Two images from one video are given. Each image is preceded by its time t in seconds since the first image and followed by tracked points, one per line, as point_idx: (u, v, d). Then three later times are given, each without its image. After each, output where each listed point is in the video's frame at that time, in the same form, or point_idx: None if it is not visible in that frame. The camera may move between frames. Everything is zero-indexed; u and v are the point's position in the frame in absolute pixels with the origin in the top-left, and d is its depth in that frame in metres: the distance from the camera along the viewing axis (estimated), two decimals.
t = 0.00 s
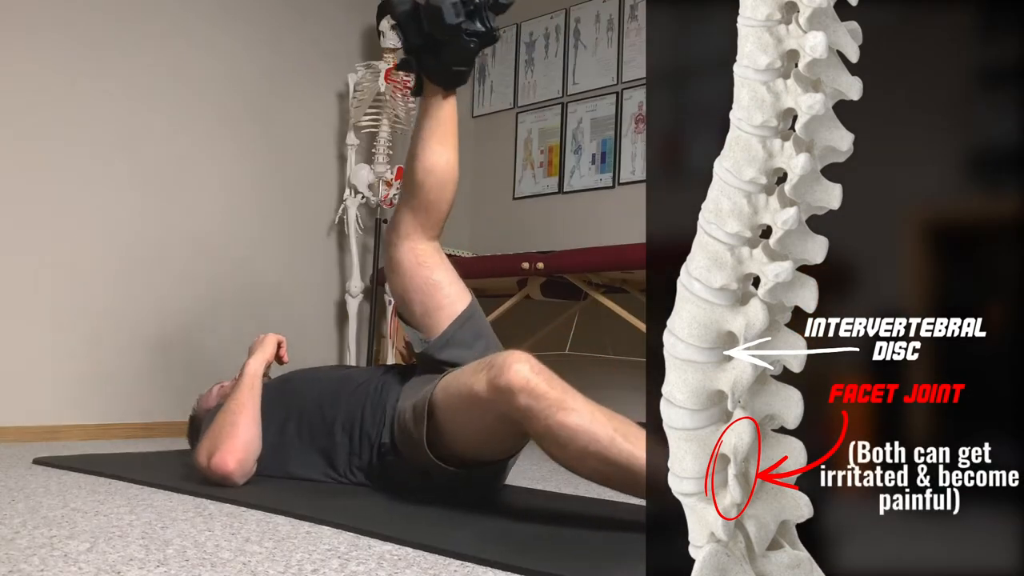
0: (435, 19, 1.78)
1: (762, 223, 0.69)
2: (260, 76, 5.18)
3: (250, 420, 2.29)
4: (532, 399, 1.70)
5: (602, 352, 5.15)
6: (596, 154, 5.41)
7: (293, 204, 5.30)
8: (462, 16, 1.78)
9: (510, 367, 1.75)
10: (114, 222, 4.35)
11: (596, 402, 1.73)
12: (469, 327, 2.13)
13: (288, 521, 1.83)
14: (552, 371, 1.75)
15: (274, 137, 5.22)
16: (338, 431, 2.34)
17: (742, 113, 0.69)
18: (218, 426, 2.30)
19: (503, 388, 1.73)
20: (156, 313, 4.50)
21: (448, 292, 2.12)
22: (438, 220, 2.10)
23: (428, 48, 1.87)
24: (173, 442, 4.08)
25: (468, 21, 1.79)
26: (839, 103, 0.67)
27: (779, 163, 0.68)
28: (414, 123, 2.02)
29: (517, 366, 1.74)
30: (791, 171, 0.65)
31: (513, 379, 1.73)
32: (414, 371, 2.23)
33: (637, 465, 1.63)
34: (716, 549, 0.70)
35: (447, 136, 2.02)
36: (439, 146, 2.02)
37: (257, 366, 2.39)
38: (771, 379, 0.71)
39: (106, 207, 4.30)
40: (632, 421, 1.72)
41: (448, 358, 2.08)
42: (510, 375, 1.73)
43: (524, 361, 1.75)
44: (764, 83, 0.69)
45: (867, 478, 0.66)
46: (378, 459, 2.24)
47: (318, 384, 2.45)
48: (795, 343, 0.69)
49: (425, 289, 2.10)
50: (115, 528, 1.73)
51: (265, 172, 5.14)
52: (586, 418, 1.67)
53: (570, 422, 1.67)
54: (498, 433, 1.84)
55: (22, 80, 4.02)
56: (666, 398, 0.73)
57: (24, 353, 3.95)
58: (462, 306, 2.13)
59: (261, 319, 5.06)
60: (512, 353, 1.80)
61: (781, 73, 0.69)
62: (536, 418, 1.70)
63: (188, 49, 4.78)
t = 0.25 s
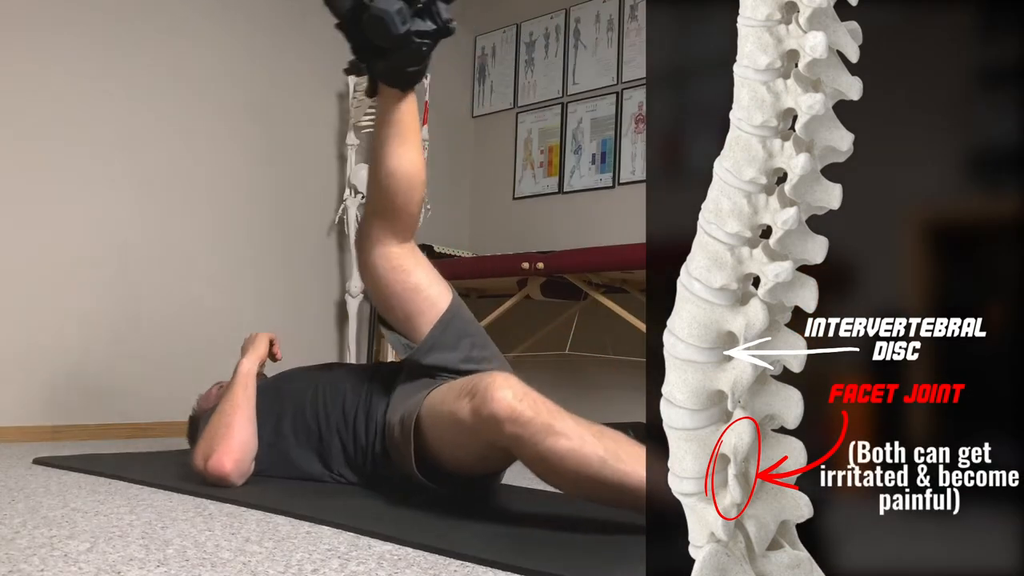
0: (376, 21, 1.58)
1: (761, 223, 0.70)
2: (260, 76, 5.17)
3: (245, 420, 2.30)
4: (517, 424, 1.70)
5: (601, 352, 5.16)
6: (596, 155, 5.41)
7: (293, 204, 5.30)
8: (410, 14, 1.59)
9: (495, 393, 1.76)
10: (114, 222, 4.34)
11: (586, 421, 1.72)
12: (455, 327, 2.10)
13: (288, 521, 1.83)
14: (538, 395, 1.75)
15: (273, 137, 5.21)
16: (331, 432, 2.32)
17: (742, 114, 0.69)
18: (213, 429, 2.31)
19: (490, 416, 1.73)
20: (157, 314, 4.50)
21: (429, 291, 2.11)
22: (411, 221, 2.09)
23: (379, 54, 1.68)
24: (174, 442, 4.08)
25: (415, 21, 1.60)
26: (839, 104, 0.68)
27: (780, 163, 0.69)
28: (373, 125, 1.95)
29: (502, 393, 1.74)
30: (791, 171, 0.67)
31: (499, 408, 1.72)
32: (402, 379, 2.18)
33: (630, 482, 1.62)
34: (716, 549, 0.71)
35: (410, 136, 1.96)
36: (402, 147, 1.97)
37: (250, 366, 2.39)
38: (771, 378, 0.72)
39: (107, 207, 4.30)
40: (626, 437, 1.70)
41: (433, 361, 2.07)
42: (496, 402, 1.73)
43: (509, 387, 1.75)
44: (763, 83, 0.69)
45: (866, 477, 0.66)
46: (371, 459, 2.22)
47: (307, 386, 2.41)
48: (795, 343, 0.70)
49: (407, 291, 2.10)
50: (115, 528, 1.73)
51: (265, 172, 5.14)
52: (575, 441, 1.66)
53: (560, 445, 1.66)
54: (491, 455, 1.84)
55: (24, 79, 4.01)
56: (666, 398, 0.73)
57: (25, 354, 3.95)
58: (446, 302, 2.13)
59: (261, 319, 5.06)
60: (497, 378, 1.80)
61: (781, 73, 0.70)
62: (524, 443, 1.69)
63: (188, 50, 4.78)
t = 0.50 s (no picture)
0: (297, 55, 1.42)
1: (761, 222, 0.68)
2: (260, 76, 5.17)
3: (239, 422, 2.30)
4: (506, 455, 1.68)
5: (601, 352, 5.15)
6: (596, 155, 5.41)
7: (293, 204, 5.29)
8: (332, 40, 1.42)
9: (479, 422, 1.72)
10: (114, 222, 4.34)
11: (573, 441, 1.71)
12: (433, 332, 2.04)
13: (289, 521, 1.83)
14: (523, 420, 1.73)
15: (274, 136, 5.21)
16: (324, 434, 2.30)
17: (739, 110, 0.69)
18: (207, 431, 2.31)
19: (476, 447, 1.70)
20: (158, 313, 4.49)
21: (404, 299, 2.06)
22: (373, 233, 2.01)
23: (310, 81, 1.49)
24: (175, 442, 4.07)
25: (339, 46, 1.43)
26: (839, 103, 0.65)
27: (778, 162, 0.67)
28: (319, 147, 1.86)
29: (487, 422, 1.71)
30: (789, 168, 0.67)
31: (484, 438, 1.70)
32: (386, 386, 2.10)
33: (623, 500, 1.62)
34: (716, 549, 0.69)
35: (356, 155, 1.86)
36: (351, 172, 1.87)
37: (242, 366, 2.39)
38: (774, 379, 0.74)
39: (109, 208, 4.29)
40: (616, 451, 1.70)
41: (416, 372, 1.98)
42: (482, 431, 1.70)
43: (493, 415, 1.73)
44: (762, 82, 0.68)
45: (866, 477, 0.69)
46: (363, 461, 2.21)
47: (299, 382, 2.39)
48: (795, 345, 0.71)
49: (381, 305, 2.04)
50: (115, 528, 1.73)
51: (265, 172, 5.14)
52: (566, 464, 1.65)
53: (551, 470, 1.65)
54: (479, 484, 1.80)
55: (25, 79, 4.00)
56: (666, 398, 0.73)
57: (27, 354, 3.94)
58: (424, 307, 2.08)
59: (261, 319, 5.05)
60: (481, 405, 1.77)
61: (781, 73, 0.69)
62: (513, 472, 1.67)
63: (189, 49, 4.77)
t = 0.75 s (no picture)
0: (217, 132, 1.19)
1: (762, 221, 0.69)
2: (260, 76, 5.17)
3: (237, 423, 2.30)
4: (497, 486, 1.62)
5: (601, 352, 5.15)
6: (596, 155, 5.42)
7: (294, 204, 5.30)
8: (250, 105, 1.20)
9: (467, 453, 1.66)
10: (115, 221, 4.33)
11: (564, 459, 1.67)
12: (410, 343, 1.93)
13: (289, 521, 1.83)
14: (510, 445, 1.68)
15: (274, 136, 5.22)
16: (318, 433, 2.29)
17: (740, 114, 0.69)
18: (206, 435, 2.32)
19: (465, 479, 1.65)
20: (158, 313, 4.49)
21: (377, 312, 1.91)
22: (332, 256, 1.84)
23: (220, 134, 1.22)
24: (174, 442, 4.07)
25: (257, 112, 1.21)
26: (840, 103, 0.67)
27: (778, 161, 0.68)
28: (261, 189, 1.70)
29: (473, 452, 1.65)
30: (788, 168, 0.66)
31: (472, 470, 1.64)
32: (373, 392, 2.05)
33: (618, 517, 1.59)
34: (716, 549, 0.70)
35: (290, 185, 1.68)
36: (291, 205, 1.70)
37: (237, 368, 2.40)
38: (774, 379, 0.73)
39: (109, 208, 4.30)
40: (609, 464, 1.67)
41: (397, 385, 1.91)
42: (469, 463, 1.64)
43: (478, 445, 1.67)
44: (763, 81, 0.69)
45: (867, 477, 0.69)
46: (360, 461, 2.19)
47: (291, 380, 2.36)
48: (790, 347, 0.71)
49: (354, 324, 1.89)
50: (115, 528, 1.73)
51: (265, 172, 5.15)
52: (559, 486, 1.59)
53: (544, 493, 1.59)
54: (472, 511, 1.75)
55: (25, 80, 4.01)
56: (665, 397, 0.73)
57: (26, 354, 3.95)
58: (399, 316, 1.94)
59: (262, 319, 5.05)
60: (466, 434, 1.71)
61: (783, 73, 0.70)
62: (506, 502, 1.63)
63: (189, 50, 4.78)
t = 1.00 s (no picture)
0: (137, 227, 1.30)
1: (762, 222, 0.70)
2: (259, 77, 5.18)
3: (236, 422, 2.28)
4: (491, 513, 1.58)
5: (602, 352, 5.15)
6: (596, 155, 5.42)
7: (294, 204, 5.30)
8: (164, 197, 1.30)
9: (458, 482, 1.60)
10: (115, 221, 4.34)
11: (558, 474, 1.62)
12: (387, 357, 1.92)
13: (289, 521, 1.83)
14: (500, 467, 1.60)
15: (273, 136, 5.22)
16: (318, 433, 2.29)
17: (742, 114, 0.70)
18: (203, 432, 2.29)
19: (456, 506, 1.60)
20: (157, 313, 4.50)
21: (347, 335, 1.88)
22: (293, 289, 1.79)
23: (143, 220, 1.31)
24: (175, 442, 4.08)
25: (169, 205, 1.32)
26: (839, 104, 0.69)
27: (778, 160, 0.70)
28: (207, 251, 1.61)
29: (463, 481, 1.59)
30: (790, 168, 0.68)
31: (464, 499, 1.59)
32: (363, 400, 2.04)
33: (615, 532, 1.58)
34: (716, 549, 0.71)
35: (239, 242, 1.60)
36: (239, 261, 1.63)
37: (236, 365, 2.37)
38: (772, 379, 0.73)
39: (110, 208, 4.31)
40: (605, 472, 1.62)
41: (380, 399, 1.91)
42: (460, 492, 1.59)
43: (468, 473, 1.60)
44: (763, 80, 0.70)
45: (866, 477, 0.66)
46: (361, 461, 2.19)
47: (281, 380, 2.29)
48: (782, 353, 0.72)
49: (326, 350, 1.88)
50: (115, 527, 1.73)
51: (266, 173, 5.15)
52: (554, 512, 1.56)
53: (539, 519, 1.57)
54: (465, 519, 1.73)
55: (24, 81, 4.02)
56: (665, 397, 0.73)
57: (26, 354, 3.96)
58: (369, 333, 1.92)
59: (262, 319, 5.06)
60: (455, 458, 1.64)
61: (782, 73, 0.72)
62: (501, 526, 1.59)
63: (188, 50, 4.78)
